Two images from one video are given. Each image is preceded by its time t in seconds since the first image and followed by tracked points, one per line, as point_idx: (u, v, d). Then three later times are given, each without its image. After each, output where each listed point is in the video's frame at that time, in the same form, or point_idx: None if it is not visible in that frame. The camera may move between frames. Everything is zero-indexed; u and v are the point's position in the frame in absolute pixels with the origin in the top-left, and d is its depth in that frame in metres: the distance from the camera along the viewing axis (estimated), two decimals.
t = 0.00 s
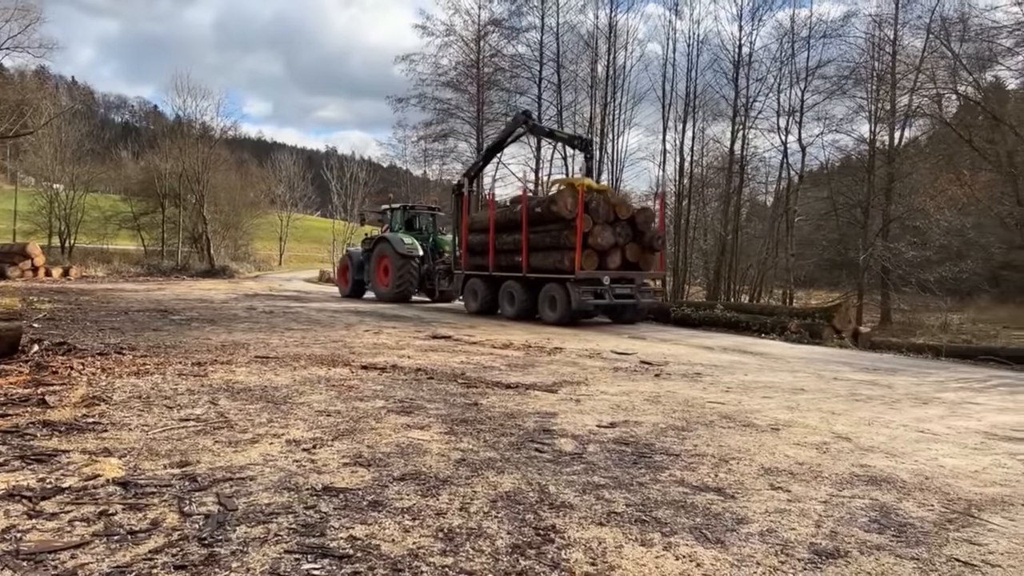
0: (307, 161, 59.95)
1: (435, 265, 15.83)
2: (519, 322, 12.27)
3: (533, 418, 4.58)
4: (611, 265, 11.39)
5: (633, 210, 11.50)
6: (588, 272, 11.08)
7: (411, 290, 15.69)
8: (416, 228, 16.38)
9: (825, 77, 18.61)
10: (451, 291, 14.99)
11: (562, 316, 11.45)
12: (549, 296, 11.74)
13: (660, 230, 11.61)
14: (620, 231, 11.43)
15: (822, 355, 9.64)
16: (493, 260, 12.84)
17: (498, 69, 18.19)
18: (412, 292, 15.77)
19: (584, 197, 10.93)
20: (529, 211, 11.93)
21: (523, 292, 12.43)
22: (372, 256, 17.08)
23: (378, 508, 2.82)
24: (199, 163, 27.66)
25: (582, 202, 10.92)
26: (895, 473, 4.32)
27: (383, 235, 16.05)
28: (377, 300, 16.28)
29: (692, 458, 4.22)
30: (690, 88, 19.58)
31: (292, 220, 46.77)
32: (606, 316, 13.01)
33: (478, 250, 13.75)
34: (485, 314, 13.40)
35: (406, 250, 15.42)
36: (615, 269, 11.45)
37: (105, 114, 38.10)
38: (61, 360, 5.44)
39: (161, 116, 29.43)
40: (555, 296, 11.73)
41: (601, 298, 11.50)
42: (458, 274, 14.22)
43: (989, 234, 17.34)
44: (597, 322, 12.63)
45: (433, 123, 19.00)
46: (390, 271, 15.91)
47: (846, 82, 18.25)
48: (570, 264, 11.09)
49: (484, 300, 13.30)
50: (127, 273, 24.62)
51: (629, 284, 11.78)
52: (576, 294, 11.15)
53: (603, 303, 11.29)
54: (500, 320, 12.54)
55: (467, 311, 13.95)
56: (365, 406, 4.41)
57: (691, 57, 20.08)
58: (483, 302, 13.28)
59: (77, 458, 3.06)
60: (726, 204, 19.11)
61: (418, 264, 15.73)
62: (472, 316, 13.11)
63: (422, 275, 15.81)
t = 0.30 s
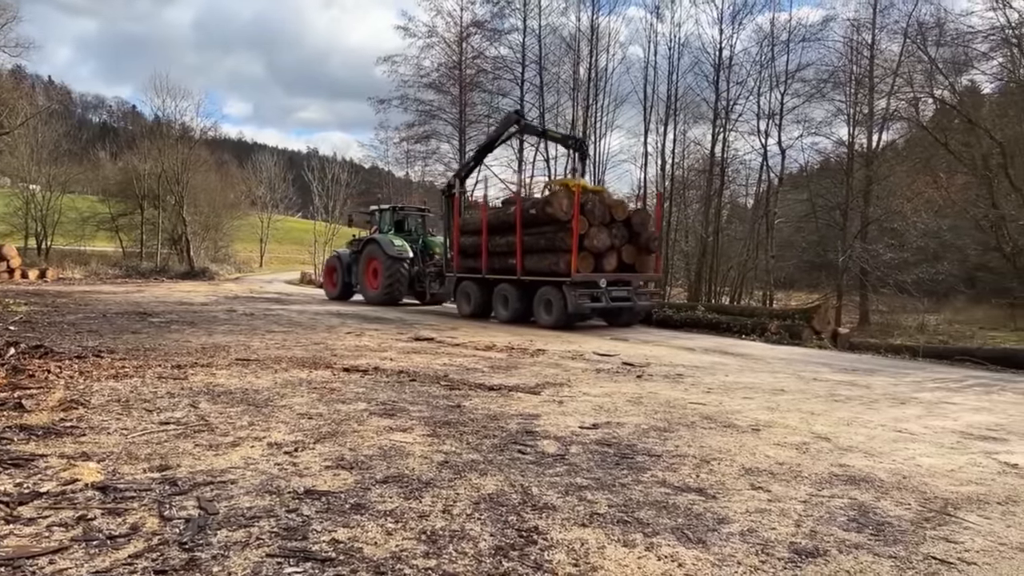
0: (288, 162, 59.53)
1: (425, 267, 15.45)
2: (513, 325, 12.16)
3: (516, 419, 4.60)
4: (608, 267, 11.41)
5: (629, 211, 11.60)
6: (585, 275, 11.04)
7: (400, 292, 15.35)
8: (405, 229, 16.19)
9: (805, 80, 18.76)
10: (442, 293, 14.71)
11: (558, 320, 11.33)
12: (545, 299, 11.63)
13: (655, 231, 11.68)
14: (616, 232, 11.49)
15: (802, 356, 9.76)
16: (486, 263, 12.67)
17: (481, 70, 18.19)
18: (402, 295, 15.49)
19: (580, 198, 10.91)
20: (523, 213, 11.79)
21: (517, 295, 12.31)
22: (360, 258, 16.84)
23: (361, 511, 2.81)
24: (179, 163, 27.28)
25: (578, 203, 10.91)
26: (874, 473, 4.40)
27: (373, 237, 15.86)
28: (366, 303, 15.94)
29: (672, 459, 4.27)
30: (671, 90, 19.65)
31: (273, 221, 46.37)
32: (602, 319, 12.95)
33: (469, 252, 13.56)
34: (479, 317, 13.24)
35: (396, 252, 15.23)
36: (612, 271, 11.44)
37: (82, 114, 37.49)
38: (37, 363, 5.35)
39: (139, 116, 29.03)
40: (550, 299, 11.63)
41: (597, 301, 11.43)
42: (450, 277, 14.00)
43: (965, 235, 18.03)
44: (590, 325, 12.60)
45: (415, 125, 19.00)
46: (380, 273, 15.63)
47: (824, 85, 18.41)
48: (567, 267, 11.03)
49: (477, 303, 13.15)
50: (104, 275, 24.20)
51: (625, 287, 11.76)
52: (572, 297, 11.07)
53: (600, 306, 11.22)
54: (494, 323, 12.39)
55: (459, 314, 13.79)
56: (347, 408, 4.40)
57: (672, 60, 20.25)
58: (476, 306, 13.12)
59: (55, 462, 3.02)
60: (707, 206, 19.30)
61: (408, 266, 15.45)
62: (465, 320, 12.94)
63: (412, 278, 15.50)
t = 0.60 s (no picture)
0: (268, 162, 59.03)
1: (415, 268, 15.42)
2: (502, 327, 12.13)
3: (500, 420, 4.60)
4: (605, 269, 11.24)
5: (626, 212, 11.42)
6: (582, 277, 10.87)
7: (390, 294, 15.12)
8: (395, 230, 15.94)
9: (784, 83, 19.08)
10: (434, 296, 14.66)
11: (553, 322, 11.18)
12: (541, 301, 11.45)
13: (654, 233, 11.48)
14: (614, 233, 11.30)
15: (782, 356, 9.89)
16: (480, 264, 12.57)
17: (463, 71, 18.21)
18: (392, 297, 15.21)
19: (577, 199, 10.78)
20: (518, 213, 11.70)
21: (512, 297, 12.15)
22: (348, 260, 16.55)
23: (344, 512, 2.81)
24: (157, 163, 26.86)
25: (575, 204, 10.77)
26: (853, 471, 4.48)
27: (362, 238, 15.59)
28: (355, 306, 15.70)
29: (654, 458, 4.31)
30: (652, 93, 19.89)
31: (253, 222, 45.89)
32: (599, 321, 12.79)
33: (462, 253, 13.45)
34: (472, 319, 13.14)
35: (386, 253, 14.92)
36: (609, 273, 11.26)
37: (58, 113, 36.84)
38: (13, 365, 5.25)
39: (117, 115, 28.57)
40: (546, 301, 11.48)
41: (594, 303, 11.29)
42: (443, 278, 13.95)
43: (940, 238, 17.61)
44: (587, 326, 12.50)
45: (397, 125, 18.94)
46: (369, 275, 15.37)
47: (803, 88, 18.81)
48: (563, 268, 10.85)
49: (471, 305, 13.05)
50: (81, 276, 23.74)
51: (623, 289, 11.60)
52: (568, 299, 10.89)
53: (596, 308, 11.07)
54: (487, 325, 12.29)
55: (452, 317, 13.69)
56: (330, 409, 4.38)
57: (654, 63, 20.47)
58: (470, 308, 13.01)
59: (33, 465, 2.97)
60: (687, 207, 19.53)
61: (398, 267, 15.21)
62: (458, 321, 12.80)
63: (402, 279, 15.29)
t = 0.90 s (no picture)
0: (247, 163, 58.56)
1: (405, 271, 15.16)
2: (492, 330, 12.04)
3: (481, 421, 4.62)
4: (602, 271, 11.12)
5: (623, 214, 11.35)
6: (580, 279, 10.76)
7: (380, 296, 14.94)
8: (384, 231, 15.71)
9: (762, 87, 19.39)
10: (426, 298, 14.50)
11: (550, 325, 11.03)
12: (537, 304, 11.32)
13: (651, 234, 11.43)
14: (610, 235, 11.21)
15: (760, 357, 10.02)
16: (474, 266, 12.33)
17: (444, 73, 18.22)
18: (381, 299, 15.04)
19: (575, 199, 10.67)
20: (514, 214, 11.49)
21: (506, 300, 12.00)
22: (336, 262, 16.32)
23: (326, 514, 2.80)
24: (135, 164, 26.42)
25: (573, 205, 10.66)
26: (830, 470, 4.56)
27: (350, 240, 15.35)
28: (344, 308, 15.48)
29: (635, 458, 4.36)
30: (633, 96, 20.11)
31: (231, 223, 45.38)
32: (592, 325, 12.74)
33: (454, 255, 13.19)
34: (465, 322, 12.90)
35: (375, 255, 14.71)
36: (606, 275, 11.18)
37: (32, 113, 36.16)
38: None
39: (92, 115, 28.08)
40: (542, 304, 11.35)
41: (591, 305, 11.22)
42: (435, 280, 13.66)
43: (915, 240, 17.06)
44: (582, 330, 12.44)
45: (377, 126, 18.86)
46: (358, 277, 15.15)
47: (781, 93, 19.17)
48: (561, 271, 10.72)
49: (463, 307, 12.82)
50: (55, 278, 23.27)
51: (619, 292, 11.55)
52: (566, 301, 10.79)
53: (593, 310, 11.02)
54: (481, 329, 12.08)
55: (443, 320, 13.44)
56: (311, 411, 4.36)
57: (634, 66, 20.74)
58: (462, 310, 12.79)
59: (9, 469, 2.93)
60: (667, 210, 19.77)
61: (387, 269, 15.01)
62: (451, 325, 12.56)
63: (391, 281, 15.11)
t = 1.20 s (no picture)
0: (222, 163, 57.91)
1: (393, 271, 14.81)
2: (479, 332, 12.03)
3: (461, 421, 4.64)
4: (596, 272, 11.03)
5: (618, 214, 11.25)
6: (575, 281, 10.63)
7: (367, 298, 14.61)
8: (371, 232, 15.44)
9: (738, 89, 19.65)
10: (415, 299, 14.18)
11: (545, 327, 10.89)
12: (532, 306, 11.16)
13: (645, 235, 11.36)
14: (605, 236, 11.10)
15: (737, 357, 10.17)
16: (465, 267, 12.19)
17: (423, 73, 18.19)
18: (368, 301, 14.70)
19: (571, 199, 10.54)
20: (507, 215, 11.38)
21: (499, 302, 11.82)
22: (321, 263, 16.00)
23: (305, 513, 2.81)
24: (109, 163, 25.90)
25: (568, 205, 10.53)
26: (804, 466, 4.66)
27: (337, 240, 15.09)
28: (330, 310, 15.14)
29: (613, 456, 4.42)
30: (611, 97, 20.27)
31: (207, 224, 44.69)
32: (587, 328, 12.57)
33: (445, 256, 13.03)
34: (457, 324, 12.69)
35: (361, 255, 14.43)
36: (601, 277, 11.07)
37: None
38: None
39: (63, 113, 27.51)
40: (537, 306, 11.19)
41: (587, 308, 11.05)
42: (425, 282, 13.45)
43: (889, 241, 17.60)
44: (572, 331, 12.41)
45: (356, 126, 18.75)
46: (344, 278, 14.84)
47: (757, 95, 19.45)
48: (557, 273, 10.58)
49: (455, 309, 12.62)
50: (24, 279, 22.73)
51: (614, 293, 11.42)
52: (561, 303, 10.64)
53: (589, 313, 10.84)
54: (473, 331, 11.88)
55: (434, 322, 13.20)
56: (289, 412, 4.34)
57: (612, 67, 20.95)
58: (454, 312, 12.57)
59: None
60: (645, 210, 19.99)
61: (375, 270, 14.69)
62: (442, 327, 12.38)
63: (379, 283, 14.78)
